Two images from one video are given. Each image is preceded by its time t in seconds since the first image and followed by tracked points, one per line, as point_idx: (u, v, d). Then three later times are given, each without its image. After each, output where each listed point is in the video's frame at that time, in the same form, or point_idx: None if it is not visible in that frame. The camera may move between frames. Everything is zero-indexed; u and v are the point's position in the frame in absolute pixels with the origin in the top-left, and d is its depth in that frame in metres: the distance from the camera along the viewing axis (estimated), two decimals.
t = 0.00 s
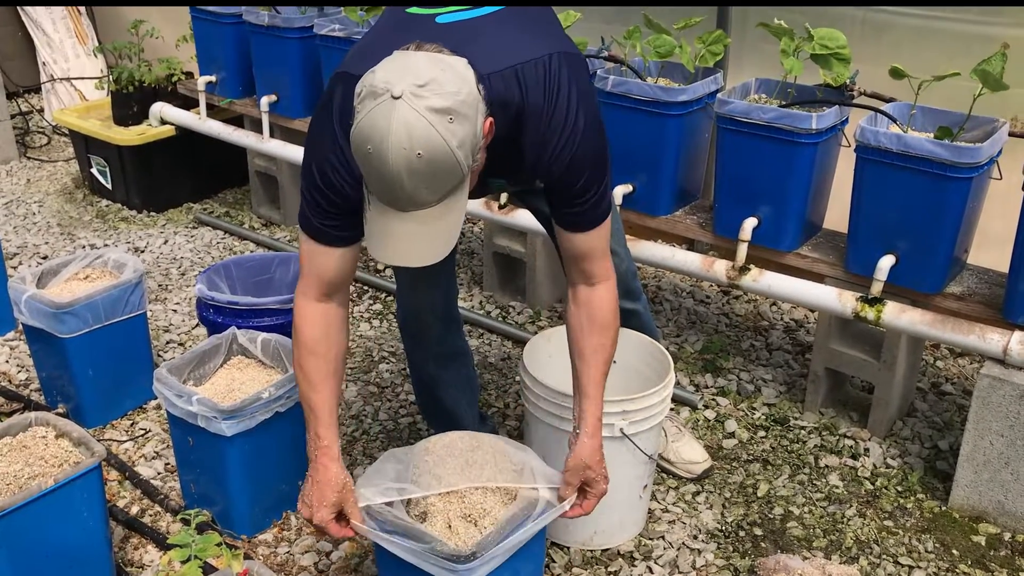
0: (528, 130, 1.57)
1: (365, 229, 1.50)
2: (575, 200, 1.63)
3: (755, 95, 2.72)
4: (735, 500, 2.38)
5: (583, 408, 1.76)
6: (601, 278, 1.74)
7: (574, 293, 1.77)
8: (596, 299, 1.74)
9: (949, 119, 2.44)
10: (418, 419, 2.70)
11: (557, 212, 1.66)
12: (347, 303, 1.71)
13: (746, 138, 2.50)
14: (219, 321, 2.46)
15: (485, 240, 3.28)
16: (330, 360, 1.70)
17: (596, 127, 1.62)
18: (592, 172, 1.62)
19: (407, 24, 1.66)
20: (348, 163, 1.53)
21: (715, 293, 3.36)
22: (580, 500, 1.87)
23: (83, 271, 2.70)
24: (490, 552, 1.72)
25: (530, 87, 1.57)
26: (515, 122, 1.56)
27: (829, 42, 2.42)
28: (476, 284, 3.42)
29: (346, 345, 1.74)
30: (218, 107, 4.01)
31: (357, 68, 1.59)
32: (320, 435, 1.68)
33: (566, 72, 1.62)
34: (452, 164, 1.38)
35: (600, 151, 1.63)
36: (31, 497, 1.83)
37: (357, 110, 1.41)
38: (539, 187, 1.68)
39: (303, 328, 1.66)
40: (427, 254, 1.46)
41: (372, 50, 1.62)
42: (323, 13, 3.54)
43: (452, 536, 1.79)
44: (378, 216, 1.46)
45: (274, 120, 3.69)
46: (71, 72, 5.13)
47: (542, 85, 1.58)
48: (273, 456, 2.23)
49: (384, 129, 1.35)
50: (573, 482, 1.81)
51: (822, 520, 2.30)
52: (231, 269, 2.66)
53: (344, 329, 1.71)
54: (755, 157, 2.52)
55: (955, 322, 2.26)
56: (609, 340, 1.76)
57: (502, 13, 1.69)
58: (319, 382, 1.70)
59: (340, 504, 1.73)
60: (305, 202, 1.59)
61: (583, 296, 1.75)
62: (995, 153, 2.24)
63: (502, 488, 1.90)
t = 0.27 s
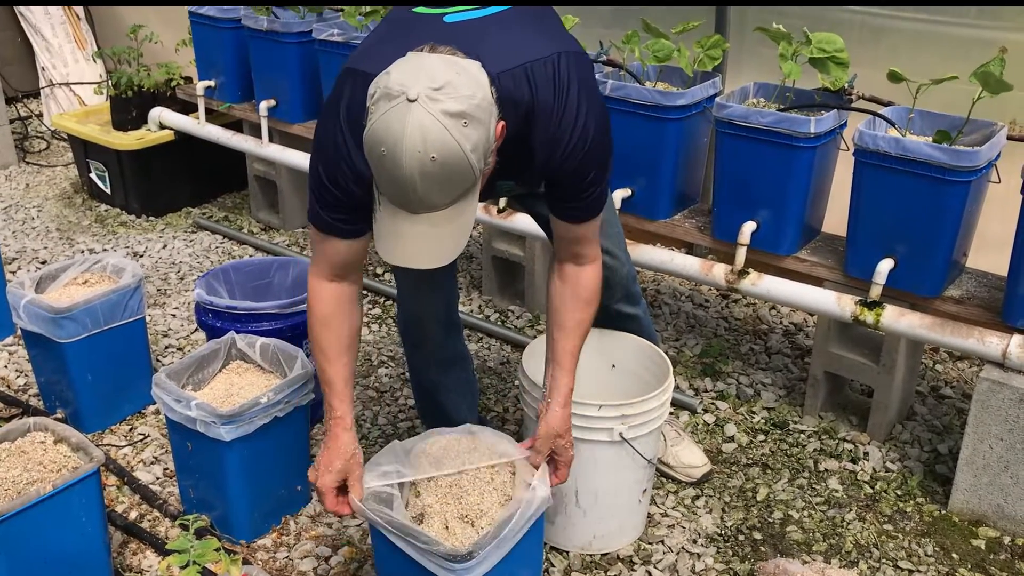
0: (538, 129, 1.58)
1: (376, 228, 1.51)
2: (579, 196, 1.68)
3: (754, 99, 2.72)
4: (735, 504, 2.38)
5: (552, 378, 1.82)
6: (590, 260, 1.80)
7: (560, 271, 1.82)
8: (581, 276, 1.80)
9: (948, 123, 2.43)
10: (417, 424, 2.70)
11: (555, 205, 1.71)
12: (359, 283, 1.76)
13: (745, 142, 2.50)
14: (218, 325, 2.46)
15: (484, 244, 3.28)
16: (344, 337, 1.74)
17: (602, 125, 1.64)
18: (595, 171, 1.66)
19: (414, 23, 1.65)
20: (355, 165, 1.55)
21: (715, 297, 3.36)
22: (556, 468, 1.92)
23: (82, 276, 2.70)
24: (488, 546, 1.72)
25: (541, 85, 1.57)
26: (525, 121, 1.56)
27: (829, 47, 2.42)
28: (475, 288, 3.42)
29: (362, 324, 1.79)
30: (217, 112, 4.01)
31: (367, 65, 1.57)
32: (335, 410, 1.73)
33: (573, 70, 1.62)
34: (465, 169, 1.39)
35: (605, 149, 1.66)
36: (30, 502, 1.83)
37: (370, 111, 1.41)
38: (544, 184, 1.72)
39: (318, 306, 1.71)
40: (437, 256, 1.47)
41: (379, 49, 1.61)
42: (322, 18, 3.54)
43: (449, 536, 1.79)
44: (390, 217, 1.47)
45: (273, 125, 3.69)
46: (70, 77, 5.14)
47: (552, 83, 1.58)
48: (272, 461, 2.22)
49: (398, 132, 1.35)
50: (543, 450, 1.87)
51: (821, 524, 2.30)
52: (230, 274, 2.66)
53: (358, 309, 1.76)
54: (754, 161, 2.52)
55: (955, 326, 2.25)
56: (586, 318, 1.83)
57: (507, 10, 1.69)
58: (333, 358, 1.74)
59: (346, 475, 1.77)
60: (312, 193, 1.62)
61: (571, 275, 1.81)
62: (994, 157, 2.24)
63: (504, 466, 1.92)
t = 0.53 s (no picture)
0: (541, 137, 1.58)
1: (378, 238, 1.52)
2: (578, 201, 1.69)
3: (752, 107, 2.73)
4: (734, 513, 2.38)
5: (527, 364, 1.81)
6: (578, 259, 1.80)
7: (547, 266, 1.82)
8: (568, 273, 1.80)
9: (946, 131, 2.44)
10: (417, 432, 2.70)
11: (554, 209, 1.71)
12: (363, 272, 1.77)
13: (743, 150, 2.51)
14: (218, 335, 2.45)
15: (483, 252, 3.29)
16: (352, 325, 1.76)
17: (605, 133, 1.65)
18: (596, 178, 1.67)
19: (419, 32, 1.68)
20: (357, 169, 1.56)
21: (714, 305, 3.37)
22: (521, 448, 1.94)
23: (82, 285, 2.70)
24: (488, 560, 1.73)
25: (544, 93, 1.57)
26: (528, 129, 1.57)
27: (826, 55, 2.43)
28: (475, 296, 3.43)
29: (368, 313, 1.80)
30: (216, 120, 4.01)
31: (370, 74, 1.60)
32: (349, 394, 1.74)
33: (576, 79, 1.62)
34: (467, 183, 1.40)
35: (607, 157, 1.66)
36: (29, 512, 1.82)
37: (373, 124, 1.41)
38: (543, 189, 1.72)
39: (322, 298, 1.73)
40: (439, 267, 1.49)
41: (384, 56, 1.63)
42: (321, 27, 3.55)
43: (450, 548, 1.81)
44: (392, 229, 1.48)
45: (272, 133, 3.69)
46: (70, 86, 5.15)
47: (555, 91, 1.58)
48: (271, 470, 2.22)
49: (401, 148, 1.35)
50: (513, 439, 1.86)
51: (821, 533, 2.30)
52: (230, 283, 2.66)
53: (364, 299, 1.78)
54: (753, 169, 2.52)
55: (953, 334, 2.26)
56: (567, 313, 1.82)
57: (511, 19, 1.70)
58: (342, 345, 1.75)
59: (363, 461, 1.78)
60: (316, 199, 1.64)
61: (559, 270, 1.80)
62: (992, 166, 2.24)
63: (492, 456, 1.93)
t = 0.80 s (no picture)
0: (538, 137, 1.59)
1: (376, 234, 1.52)
2: (574, 202, 1.70)
3: (749, 119, 2.74)
4: (733, 523, 2.38)
5: (525, 361, 1.81)
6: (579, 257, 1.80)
7: (548, 265, 1.82)
8: (569, 271, 1.80)
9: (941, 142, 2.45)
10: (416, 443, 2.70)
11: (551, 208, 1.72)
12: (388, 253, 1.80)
13: (740, 161, 2.52)
14: (217, 346, 2.46)
15: (482, 262, 3.30)
16: (380, 306, 1.81)
17: (601, 134, 1.65)
18: (592, 178, 1.67)
19: (418, 31, 1.69)
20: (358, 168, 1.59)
21: (712, 315, 3.37)
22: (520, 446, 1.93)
23: (82, 296, 2.70)
24: None
25: (542, 94, 1.58)
26: (525, 129, 1.58)
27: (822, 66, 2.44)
28: (474, 306, 3.44)
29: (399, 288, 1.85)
30: (216, 131, 4.03)
31: (370, 68, 1.61)
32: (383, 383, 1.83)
33: (574, 80, 1.63)
34: (465, 176, 1.40)
35: (604, 158, 1.67)
36: (29, 524, 1.83)
37: (371, 118, 1.43)
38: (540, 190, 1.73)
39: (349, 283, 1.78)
40: (436, 261, 1.49)
41: (383, 53, 1.64)
42: (321, 38, 3.56)
43: (449, 565, 1.82)
44: (390, 223, 1.48)
45: (272, 143, 3.70)
46: (70, 97, 5.17)
47: (552, 92, 1.59)
48: (271, 482, 2.23)
49: (399, 140, 1.36)
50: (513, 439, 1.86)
51: (820, 543, 2.30)
52: (229, 294, 2.67)
53: (390, 277, 1.82)
54: (750, 179, 2.53)
55: (951, 343, 2.27)
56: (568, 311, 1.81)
57: (511, 20, 1.71)
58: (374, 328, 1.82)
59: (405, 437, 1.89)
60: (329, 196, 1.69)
61: (560, 268, 1.80)
62: (987, 176, 2.25)
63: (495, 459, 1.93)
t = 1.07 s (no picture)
0: (538, 138, 1.59)
1: (377, 235, 1.52)
2: (575, 205, 1.68)
3: (748, 123, 2.74)
4: (733, 528, 2.37)
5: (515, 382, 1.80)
6: (574, 279, 1.78)
7: (541, 284, 1.79)
8: (562, 293, 1.77)
9: (938, 146, 2.46)
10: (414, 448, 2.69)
11: (550, 214, 1.70)
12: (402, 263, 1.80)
13: (739, 165, 2.52)
14: (215, 351, 2.45)
15: (481, 268, 3.29)
16: (394, 317, 1.81)
17: (602, 136, 1.64)
18: (593, 180, 1.66)
19: (422, 29, 1.69)
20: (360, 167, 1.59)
21: (711, 320, 3.37)
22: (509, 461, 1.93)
23: (79, 302, 2.70)
24: None
25: (543, 95, 1.57)
26: (525, 130, 1.57)
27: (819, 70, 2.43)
28: (472, 311, 3.43)
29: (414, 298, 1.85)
30: (214, 137, 4.03)
31: (372, 67, 1.61)
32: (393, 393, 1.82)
33: (577, 83, 1.62)
34: (464, 176, 1.40)
35: (605, 162, 1.66)
36: (25, 530, 1.82)
37: (371, 117, 1.43)
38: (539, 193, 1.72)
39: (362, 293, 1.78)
40: (436, 261, 1.48)
41: (386, 52, 1.65)
42: (319, 44, 3.57)
43: (448, 571, 1.82)
44: (389, 223, 1.48)
45: (270, 149, 3.70)
46: (68, 103, 5.17)
47: (554, 93, 1.59)
48: (268, 488, 2.22)
49: (398, 140, 1.36)
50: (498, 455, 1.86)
51: (819, 548, 2.29)
52: (226, 299, 2.66)
53: (404, 289, 1.82)
54: (749, 184, 2.53)
55: (950, 348, 2.26)
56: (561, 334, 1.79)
57: (515, 21, 1.71)
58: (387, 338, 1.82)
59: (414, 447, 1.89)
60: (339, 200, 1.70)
61: (551, 291, 1.78)
62: (986, 180, 2.25)
63: (481, 472, 1.91)
